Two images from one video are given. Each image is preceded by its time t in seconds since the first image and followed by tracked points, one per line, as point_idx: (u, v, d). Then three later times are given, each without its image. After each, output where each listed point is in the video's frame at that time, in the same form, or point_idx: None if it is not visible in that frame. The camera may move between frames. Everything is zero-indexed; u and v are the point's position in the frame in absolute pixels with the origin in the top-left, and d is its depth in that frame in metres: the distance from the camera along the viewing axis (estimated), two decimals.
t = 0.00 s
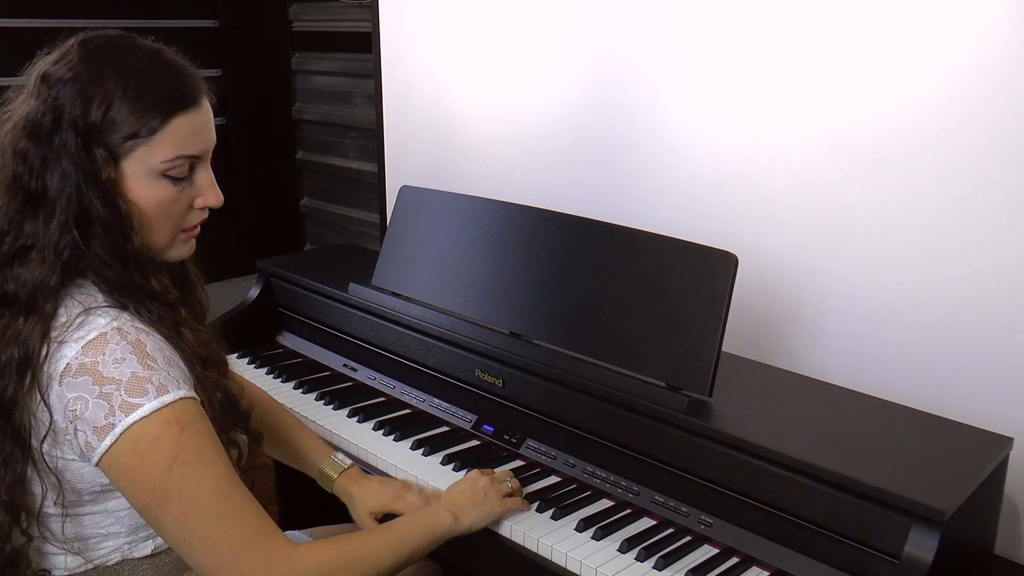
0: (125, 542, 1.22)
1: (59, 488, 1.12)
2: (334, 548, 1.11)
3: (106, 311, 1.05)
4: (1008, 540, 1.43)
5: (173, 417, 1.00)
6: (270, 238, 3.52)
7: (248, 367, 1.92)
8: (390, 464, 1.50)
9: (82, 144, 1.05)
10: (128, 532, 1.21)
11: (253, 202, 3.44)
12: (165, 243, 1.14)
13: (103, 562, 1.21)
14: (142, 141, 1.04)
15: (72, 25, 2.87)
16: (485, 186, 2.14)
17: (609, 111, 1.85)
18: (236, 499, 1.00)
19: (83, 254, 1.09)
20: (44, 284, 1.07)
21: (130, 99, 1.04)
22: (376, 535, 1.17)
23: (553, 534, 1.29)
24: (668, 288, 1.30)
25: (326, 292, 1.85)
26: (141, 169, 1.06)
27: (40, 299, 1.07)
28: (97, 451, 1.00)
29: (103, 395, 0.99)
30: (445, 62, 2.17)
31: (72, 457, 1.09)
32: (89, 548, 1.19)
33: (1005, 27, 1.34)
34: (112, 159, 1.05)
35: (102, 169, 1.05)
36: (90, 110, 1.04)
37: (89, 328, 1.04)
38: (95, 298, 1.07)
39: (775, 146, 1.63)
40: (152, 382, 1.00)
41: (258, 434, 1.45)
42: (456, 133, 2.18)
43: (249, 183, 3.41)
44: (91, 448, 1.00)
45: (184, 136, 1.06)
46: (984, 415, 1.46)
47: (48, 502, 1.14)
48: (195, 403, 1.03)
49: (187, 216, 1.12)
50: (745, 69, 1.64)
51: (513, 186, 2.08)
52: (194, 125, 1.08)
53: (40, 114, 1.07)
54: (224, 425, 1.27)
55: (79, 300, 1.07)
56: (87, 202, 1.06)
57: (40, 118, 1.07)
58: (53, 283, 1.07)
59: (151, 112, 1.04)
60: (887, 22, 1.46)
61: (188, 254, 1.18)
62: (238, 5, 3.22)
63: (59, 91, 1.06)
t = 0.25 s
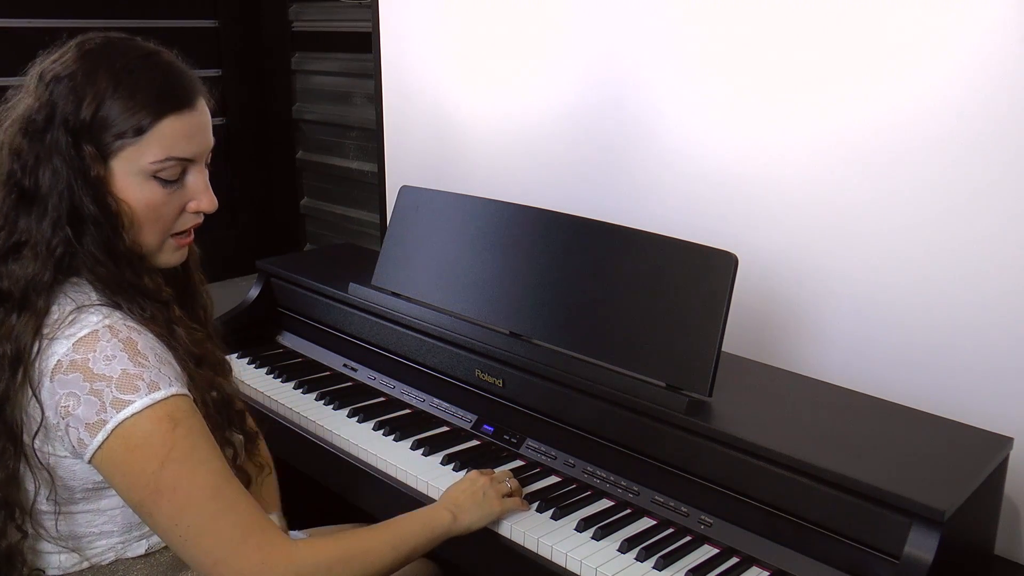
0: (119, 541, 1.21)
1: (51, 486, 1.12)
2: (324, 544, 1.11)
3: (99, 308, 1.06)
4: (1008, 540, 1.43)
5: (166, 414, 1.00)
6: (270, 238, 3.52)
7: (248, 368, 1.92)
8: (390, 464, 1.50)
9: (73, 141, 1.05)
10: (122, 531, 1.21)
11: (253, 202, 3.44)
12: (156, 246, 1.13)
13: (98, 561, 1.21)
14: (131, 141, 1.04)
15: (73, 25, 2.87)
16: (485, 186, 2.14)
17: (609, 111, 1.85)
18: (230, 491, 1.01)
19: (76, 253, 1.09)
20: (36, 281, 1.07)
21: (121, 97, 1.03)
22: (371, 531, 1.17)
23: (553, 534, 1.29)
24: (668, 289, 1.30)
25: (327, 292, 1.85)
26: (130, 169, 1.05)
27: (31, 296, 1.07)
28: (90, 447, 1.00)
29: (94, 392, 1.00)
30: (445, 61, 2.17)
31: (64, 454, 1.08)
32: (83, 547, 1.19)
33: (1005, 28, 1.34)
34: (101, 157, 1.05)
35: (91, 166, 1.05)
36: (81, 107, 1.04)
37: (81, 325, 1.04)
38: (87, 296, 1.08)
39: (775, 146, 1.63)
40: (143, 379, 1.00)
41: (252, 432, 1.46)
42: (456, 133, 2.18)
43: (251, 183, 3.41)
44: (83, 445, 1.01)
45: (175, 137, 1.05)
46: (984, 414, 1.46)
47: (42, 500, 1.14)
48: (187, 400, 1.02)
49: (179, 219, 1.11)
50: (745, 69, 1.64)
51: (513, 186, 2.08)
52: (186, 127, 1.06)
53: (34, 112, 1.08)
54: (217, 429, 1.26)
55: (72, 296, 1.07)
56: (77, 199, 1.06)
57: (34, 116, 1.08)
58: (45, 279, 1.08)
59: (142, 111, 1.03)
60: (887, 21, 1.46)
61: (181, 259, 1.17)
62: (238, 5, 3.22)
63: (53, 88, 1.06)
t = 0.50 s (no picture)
0: (111, 544, 1.21)
1: (41, 490, 1.12)
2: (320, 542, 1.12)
3: (89, 312, 1.05)
4: (1009, 540, 1.43)
5: (157, 417, 1.00)
6: (271, 238, 3.52)
7: (248, 368, 1.92)
8: (389, 464, 1.50)
9: (58, 141, 1.05)
10: (114, 534, 1.21)
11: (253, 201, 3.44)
12: (143, 249, 1.13)
13: (89, 565, 1.21)
14: (116, 143, 1.04)
15: (73, 25, 2.87)
16: (485, 186, 2.14)
17: (609, 111, 1.85)
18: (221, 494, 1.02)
19: (61, 254, 1.09)
20: (24, 280, 1.08)
21: (107, 98, 1.03)
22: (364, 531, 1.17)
23: (553, 534, 1.29)
24: (669, 289, 1.30)
25: (327, 292, 1.85)
26: (114, 172, 1.05)
27: (20, 296, 1.07)
28: (80, 451, 1.00)
29: (84, 396, 1.00)
30: (445, 61, 2.17)
31: (55, 457, 1.09)
32: (73, 551, 1.19)
33: (1005, 27, 1.33)
34: (85, 158, 1.05)
35: (76, 167, 1.05)
36: (67, 107, 1.04)
37: (69, 328, 1.03)
38: (80, 298, 1.08)
39: (775, 146, 1.63)
40: (133, 383, 1.00)
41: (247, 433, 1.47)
42: (456, 133, 2.18)
43: (252, 182, 3.41)
44: (73, 449, 1.01)
45: (161, 141, 1.05)
46: (984, 414, 1.46)
47: (30, 503, 1.14)
48: (177, 403, 1.03)
49: (166, 223, 1.11)
50: (745, 69, 1.64)
51: (513, 186, 2.08)
52: (173, 131, 1.06)
53: (21, 113, 1.08)
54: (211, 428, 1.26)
55: (61, 297, 1.07)
56: (63, 200, 1.06)
57: (22, 116, 1.08)
58: (33, 279, 1.08)
59: (127, 113, 1.03)
60: (887, 21, 1.46)
61: (170, 263, 1.17)
62: (238, 5, 3.22)
63: (39, 89, 1.07)
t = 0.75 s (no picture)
0: (111, 544, 1.21)
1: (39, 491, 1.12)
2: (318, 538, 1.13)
3: (85, 312, 1.05)
4: (1009, 540, 1.43)
5: (153, 418, 1.00)
6: (271, 238, 3.52)
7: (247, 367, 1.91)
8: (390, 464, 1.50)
9: (43, 142, 1.05)
10: (113, 534, 1.21)
11: (253, 201, 3.44)
12: (132, 251, 1.12)
13: (88, 565, 1.21)
14: (102, 144, 1.04)
15: (73, 25, 2.87)
16: (485, 186, 2.14)
17: (609, 111, 1.85)
18: (219, 494, 1.02)
19: (52, 256, 1.09)
20: (15, 283, 1.07)
21: (92, 99, 1.03)
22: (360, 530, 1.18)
23: (552, 534, 1.29)
24: (669, 289, 1.30)
25: (327, 292, 1.85)
26: (100, 173, 1.05)
27: (13, 298, 1.07)
28: (76, 453, 1.00)
29: (81, 397, 1.00)
30: (445, 61, 2.17)
31: (52, 458, 1.09)
32: (72, 552, 1.19)
33: (1005, 27, 1.33)
34: (70, 159, 1.05)
35: (61, 168, 1.05)
36: (52, 108, 1.04)
37: (66, 329, 1.03)
38: (75, 299, 1.08)
39: (774, 146, 1.63)
40: (129, 384, 1.00)
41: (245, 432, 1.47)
42: (456, 133, 2.18)
43: (251, 181, 3.41)
44: (70, 450, 1.01)
45: (147, 142, 1.05)
46: (984, 414, 1.46)
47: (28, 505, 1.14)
48: (175, 403, 1.03)
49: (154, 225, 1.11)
50: (745, 68, 1.64)
51: (513, 186, 2.08)
52: (160, 132, 1.06)
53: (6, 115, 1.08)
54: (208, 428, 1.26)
55: (55, 298, 1.08)
56: (49, 203, 1.06)
57: (7, 118, 1.08)
58: (25, 282, 1.08)
59: (112, 114, 1.03)
60: (887, 21, 1.46)
61: (159, 265, 1.17)
62: (238, 5, 3.22)
63: (23, 90, 1.06)
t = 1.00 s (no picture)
0: (109, 542, 1.22)
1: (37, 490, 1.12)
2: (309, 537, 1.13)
3: (81, 313, 1.05)
4: (1008, 539, 1.43)
5: (150, 418, 1.00)
6: (271, 238, 3.52)
7: (247, 367, 1.91)
8: (389, 464, 1.50)
9: (35, 142, 1.05)
10: (112, 532, 1.21)
11: (253, 201, 3.44)
12: (127, 252, 1.12)
13: (86, 563, 1.21)
14: (92, 144, 1.04)
15: (73, 25, 2.87)
16: (485, 186, 2.14)
17: (609, 110, 1.85)
18: (218, 495, 1.02)
19: (45, 255, 1.09)
20: (10, 283, 1.07)
21: (82, 100, 1.03)
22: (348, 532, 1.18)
23: (552, 534, 1.29)
24: (669, 289, 1.30)
25: (327, 292, 1.85)
26: (91, 174, 1.05)
27: (8, 298, 1.07)
28: (74, 453, 1.00)
29: (78, 398, 1.00)
30: (445, 61, 2.17)
31: (49, 457, 1.09)
32: (70, 550, 1.19)
33: (1005, 27, 1.33)
34: (61, 159, 1.05)
35: (52, 167, 1.05)
36: (44, 107, 1.04)
37: (63, 330, 1.03)
38: (72, 300, 1.07)
39: (774, 146, 1.63)
40: (126, 385, 1.00)
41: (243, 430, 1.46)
42: (456, 132, 2.18)
43: (251, 182, 3.41)
44: (68, 450, 1.01)
45: (138, 143, 1.05)
46: (984, 414, 1.46)
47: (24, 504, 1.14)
48: (173, 403, 1.03)
49: (147, 227, 1.11)
50: (745, 68, 1.64)
51: (513, 186, 2.08)
52: (151, 134, 1.06)
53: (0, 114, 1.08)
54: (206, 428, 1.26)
55: (52, 298, 1.07)
56: (42, 203, 1.06)
57: None
58: (19, 281, 1.07)
59: (102, 115, 1.03)
60: (887, 22, 1.46)
61: (154, 267, 1.17)
62: (238, 5, 3.22)
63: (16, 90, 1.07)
